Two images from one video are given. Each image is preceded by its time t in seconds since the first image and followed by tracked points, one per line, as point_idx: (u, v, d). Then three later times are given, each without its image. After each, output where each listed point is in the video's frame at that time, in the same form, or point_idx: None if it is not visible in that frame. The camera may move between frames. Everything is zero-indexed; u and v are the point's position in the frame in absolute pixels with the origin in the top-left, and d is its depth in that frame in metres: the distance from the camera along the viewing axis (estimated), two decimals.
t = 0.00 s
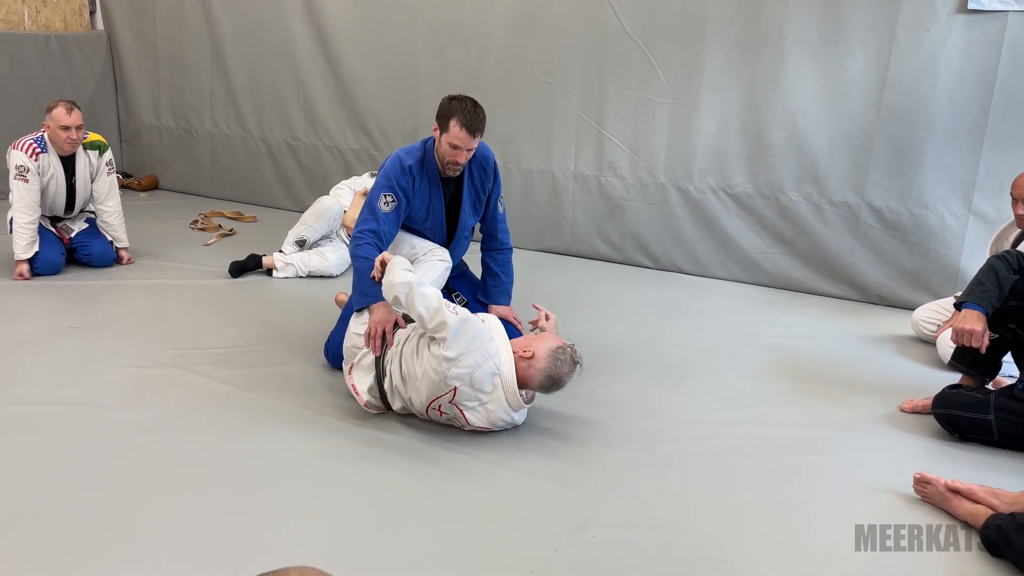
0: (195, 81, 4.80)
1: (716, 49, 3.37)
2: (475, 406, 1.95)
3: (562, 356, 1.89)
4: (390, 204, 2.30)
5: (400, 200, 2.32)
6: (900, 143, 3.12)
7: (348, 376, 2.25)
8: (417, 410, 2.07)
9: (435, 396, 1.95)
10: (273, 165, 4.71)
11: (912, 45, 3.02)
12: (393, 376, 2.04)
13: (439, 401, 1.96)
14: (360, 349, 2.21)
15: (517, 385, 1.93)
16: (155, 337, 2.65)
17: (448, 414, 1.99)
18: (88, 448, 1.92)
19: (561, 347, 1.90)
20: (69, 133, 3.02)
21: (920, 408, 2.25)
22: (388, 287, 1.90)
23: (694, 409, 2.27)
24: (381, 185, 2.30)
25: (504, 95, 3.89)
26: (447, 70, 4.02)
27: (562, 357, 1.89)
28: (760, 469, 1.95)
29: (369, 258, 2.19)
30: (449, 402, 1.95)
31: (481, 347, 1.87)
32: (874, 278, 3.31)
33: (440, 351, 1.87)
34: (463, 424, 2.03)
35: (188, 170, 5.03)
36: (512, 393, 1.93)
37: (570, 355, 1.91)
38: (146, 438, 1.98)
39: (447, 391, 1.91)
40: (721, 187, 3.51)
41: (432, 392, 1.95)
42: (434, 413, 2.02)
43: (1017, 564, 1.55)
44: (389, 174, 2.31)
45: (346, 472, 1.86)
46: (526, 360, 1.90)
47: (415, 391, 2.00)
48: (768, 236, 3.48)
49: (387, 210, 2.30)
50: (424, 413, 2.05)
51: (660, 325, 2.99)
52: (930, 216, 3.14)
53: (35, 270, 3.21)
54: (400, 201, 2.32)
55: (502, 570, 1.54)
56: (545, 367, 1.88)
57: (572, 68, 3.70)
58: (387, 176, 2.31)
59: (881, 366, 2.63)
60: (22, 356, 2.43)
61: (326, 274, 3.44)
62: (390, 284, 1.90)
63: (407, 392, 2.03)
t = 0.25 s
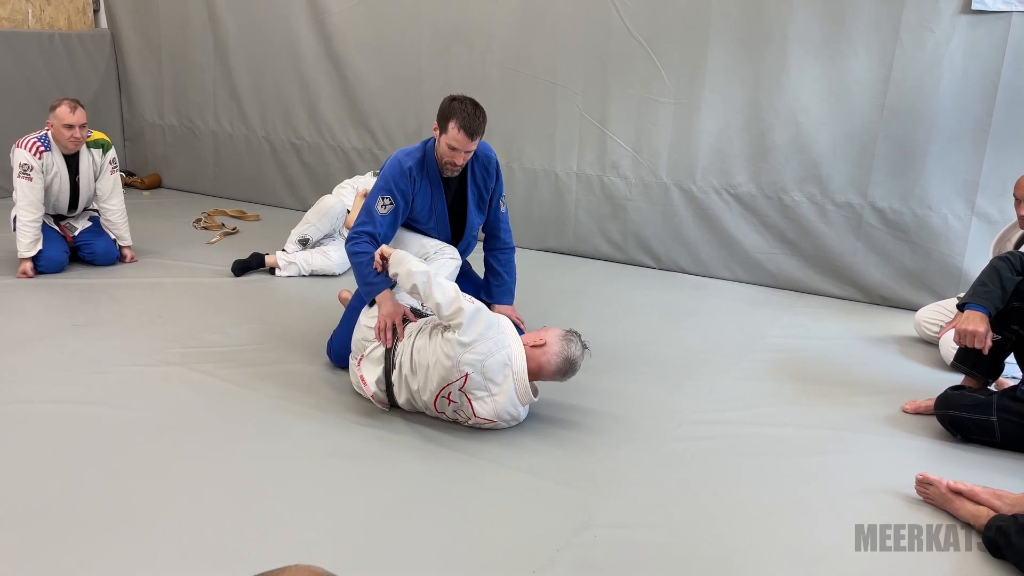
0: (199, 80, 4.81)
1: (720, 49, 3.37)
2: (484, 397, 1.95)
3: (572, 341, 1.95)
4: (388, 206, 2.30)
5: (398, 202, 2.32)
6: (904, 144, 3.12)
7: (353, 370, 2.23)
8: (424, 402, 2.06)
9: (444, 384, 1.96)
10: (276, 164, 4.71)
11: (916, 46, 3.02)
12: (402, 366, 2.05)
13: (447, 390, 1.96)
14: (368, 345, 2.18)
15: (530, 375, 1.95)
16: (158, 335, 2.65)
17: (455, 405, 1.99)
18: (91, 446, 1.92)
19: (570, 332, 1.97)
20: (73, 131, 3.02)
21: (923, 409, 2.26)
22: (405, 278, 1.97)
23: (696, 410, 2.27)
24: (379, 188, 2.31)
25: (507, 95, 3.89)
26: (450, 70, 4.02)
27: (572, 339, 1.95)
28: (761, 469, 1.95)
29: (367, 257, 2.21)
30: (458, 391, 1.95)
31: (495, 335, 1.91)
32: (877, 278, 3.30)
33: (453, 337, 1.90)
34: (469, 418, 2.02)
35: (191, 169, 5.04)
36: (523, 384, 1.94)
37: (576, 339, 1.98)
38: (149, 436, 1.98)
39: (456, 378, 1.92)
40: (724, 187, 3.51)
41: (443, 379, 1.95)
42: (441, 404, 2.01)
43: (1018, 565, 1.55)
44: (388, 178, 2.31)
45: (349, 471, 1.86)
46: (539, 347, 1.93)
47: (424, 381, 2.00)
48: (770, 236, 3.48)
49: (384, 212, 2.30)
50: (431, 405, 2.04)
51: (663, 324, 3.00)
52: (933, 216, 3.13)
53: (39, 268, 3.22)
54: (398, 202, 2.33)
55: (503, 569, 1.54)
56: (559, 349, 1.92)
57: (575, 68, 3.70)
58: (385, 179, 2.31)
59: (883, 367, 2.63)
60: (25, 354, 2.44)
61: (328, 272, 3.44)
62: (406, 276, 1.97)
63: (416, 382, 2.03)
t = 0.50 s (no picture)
0: (201, 78, 4.81)
1: (722, 49, 3.37)
2: (487, 394, 1.95)
3: (576, 342, 1.95)
4: (377, 200, 2.29)
5: (389, 196, 2.31)
6: (907, 144, 3.11)
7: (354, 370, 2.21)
8: (426, 401, 2.06)
9: (447, 383, 1.96)
10: (278, 163, 4.71)
11: (920, 46, 3.01)
12: (404, 366, 2.04)
13: (450, 388, 1.97)
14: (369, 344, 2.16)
15: (533, 376, 1.94)
16: (160, 333, 2.66)
17: (458, 403, 1.99)
18: (93, 444, 1.92)
19: (574, 334, 1.97)
20: (76, 129, 3.02)
21: (925, 410, 2.25)
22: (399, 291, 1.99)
23: (697, 409, 2.27)
24: (371, 182, 2.30)
25: (510, 94, 3.89)
26: (453, 69, 4.02)
27: (576, 340, 1.96)
28: (763, 470, 1.95)
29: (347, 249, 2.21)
30: (461, 389, 1.95)
31: (497, 334, 1.91)
32: (879, 279, 3.30)
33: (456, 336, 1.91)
34: (471, 416, 2.02)
35: (194, 167, 5.04)
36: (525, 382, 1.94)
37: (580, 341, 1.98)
38: (151, 434, 1.99)
39: (460, 376, 1.92)
40: (726, 187, 3.51)
41: (446, 376, 1.95)
42: (443, 402, 2.01)
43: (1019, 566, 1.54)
44: (387, 176, 2.30)
45: (350, 470, 1.86)
46: (543, 346, 1.93)
47: (426, 379, 2.00)
48: (772, 236, 3.48)
49: (373, 206, 2.29)
50: (434, 404, 2.04)
51: (666, 324, 3.00)
52: (936, 217, 3.13)
53: (41, 266, 3.23)
54: (389, 197, 2.31)
55: (504, 569, 1.54)
56: (563, 349, 1.92)
57: (578, 67, 3.70)
58: (378, 173, 2.31)
59: (885, 367, 2.63)
60: (28, 352, 2.44)
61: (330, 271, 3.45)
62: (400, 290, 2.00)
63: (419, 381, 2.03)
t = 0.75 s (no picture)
0: (203, 77, 4.82)
1: (724, 50, 3.37)
2: (485, 391, 1.95)
3: (568, 331, 1.97)
4: (401, 233, 2.29)
5: (411, 229, 2.29)
6: (908, 146, 3.11)
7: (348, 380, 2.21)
8: (425, 404, 2.06)
9: (444, 383, 1.96)
10: (279, 162, 4.72)
11: (921, 48, 3.01)
12: (400, 370, 2.05)
13: (447, 388, 1.97)
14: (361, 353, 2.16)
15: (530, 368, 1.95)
16: (161, 333, 2.66)
17: (457, 403, 1.99)
18: (94, 443, 1.93)
19: (564, 323, 1.99)
20: (78, 128, 3.03)
21: (925, 412, 2.25)
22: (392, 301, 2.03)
23: (698, 411, 2.27)
24: (394, 215, 2.27)
25: (511, 94, 3.89)
26: (454, 69, 4.02)
27: (567, 329, 1.98)
28: (763, 472, 1.95)
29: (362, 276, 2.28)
30: (459, 388, 1.95)
31: (491, 330, 1.92)
32: (880, 281, 3.30)
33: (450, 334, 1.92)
34: (471, 416, 2.02)
35: (195, 166, 5.04)
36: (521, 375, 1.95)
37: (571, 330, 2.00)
38: (152, 433, 1.99)
39: (457, 374, 1.92)
40: (728, 188, 3.51)
41: (444, 377, 1.95)
42: (442, 403, 2.01)
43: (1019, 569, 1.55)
44: (416, 216, 2.28)
45: (350, 470, 1.86)
46: (536, 339, 1.95)
47: (423, 381, 2.00)
48: (773, 238, 3.48)
49: (397, 239, 2.29)
50: (433, 405, 2.04)
51: (667, 325, 3.00)
52: (937, 219, 3.13)
53: (43, 265, 3.23)
54: (411, 228, 2.30)
55: (504, 570, 1.54)
56: (556, 339, 1.94)
57: (579, 68, 3.70)
58: (401, 205, 2.27)
59: (886, 369, 2.63)
60: (29, 351, 2.45)
61: (331, 271, 3.45)
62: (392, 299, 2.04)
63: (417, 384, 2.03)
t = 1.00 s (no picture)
0: (205, 74, 4.81)
1: (727, 47, 3.36)
2: (488, 392, 1.95)
3: (579, 338, 1.94)
4: (412, 270, 2.23)
5: (424, 268, 2.24)
6: (912, 144, 3.10)
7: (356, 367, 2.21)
8: (429, 400, 2.06)
9: (448, 381, 1.96)
10: (282, 159, 4.71)
11: (925, 45, 3.00)
12: (406, 366, 2.05)
13: (452, 387, 1.97)
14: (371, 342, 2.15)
15: (537, 372, 1.94)
16: (163, 328, 2.66)
17: (460, 402, 1.99)
18: (97, 438, 1.92)
19: (574, 330, 1.96)
20: (81, 124, 3.02)
21: (929, 409, 2.25)
22: (399, 306, 2.06)
23: (701, 408, 2.27)
24: (410, 253, 2.21)
25: (514, 91, 3.89)
26: (457, 66, 4.01)
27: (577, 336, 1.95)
28: (767, 469, 1.95)
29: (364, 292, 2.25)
30: (463, 388, 1.95)
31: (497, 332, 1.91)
32: (883, 279, 3.29)
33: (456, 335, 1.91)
34: (475, 414, 2.02)
35: (197, 163, 5.04)
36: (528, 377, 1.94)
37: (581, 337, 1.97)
38: (154, 428, 1.99)
39: (461, 374, 1.92)
40: (731, 186, 3.50)
41: (448, 376, 1.95)
42: (445, 402, 2.01)
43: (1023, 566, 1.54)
44: (446, 267, 2.30)
45: (353, 466, 1.86)
46: (545, 343, 1.92)
47: (428, 379, 2.01)
48: (776, 235, 3.47)
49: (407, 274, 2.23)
50: (437, 402, 2.04)
51: (669, 322, 2.99)
52: (941, 217, 3.12)
53: (45, 260, 3.23)
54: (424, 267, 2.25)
55: (507, 566, 1.54)
56: (566, 345, 1.91)
57: (582, 65, 3.70)
58: (418, 245, 2.21)
59: (889, 367, 2.62)
60: (31, 346, 2.44)
61: (333, 267, 3.45)
62: (399, 303, 2.06)
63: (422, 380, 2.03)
